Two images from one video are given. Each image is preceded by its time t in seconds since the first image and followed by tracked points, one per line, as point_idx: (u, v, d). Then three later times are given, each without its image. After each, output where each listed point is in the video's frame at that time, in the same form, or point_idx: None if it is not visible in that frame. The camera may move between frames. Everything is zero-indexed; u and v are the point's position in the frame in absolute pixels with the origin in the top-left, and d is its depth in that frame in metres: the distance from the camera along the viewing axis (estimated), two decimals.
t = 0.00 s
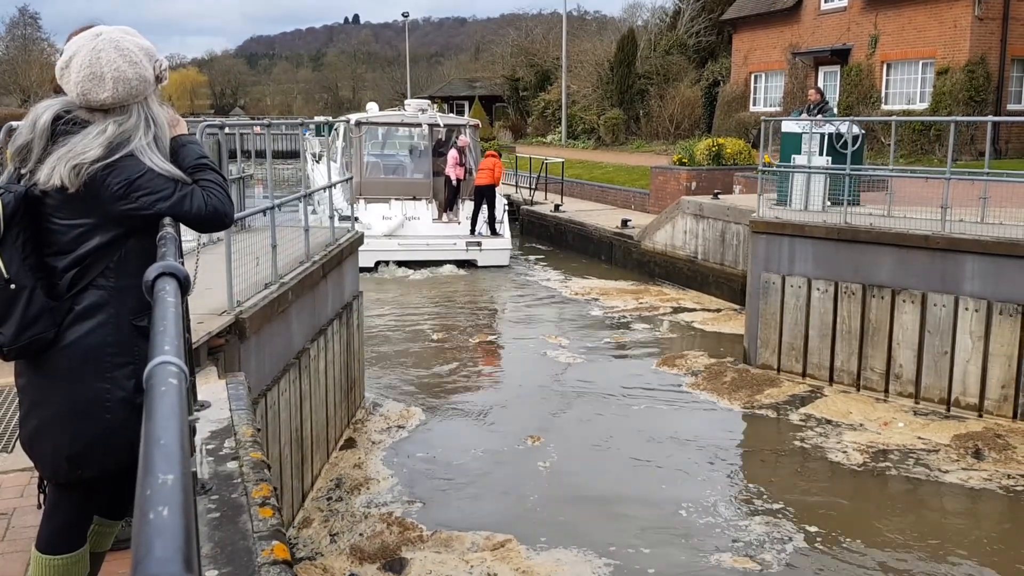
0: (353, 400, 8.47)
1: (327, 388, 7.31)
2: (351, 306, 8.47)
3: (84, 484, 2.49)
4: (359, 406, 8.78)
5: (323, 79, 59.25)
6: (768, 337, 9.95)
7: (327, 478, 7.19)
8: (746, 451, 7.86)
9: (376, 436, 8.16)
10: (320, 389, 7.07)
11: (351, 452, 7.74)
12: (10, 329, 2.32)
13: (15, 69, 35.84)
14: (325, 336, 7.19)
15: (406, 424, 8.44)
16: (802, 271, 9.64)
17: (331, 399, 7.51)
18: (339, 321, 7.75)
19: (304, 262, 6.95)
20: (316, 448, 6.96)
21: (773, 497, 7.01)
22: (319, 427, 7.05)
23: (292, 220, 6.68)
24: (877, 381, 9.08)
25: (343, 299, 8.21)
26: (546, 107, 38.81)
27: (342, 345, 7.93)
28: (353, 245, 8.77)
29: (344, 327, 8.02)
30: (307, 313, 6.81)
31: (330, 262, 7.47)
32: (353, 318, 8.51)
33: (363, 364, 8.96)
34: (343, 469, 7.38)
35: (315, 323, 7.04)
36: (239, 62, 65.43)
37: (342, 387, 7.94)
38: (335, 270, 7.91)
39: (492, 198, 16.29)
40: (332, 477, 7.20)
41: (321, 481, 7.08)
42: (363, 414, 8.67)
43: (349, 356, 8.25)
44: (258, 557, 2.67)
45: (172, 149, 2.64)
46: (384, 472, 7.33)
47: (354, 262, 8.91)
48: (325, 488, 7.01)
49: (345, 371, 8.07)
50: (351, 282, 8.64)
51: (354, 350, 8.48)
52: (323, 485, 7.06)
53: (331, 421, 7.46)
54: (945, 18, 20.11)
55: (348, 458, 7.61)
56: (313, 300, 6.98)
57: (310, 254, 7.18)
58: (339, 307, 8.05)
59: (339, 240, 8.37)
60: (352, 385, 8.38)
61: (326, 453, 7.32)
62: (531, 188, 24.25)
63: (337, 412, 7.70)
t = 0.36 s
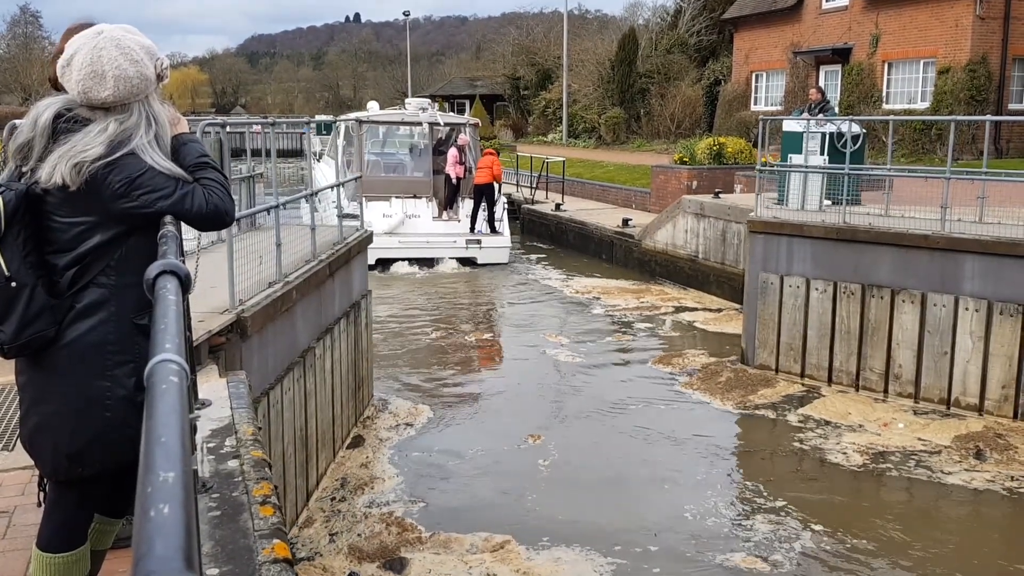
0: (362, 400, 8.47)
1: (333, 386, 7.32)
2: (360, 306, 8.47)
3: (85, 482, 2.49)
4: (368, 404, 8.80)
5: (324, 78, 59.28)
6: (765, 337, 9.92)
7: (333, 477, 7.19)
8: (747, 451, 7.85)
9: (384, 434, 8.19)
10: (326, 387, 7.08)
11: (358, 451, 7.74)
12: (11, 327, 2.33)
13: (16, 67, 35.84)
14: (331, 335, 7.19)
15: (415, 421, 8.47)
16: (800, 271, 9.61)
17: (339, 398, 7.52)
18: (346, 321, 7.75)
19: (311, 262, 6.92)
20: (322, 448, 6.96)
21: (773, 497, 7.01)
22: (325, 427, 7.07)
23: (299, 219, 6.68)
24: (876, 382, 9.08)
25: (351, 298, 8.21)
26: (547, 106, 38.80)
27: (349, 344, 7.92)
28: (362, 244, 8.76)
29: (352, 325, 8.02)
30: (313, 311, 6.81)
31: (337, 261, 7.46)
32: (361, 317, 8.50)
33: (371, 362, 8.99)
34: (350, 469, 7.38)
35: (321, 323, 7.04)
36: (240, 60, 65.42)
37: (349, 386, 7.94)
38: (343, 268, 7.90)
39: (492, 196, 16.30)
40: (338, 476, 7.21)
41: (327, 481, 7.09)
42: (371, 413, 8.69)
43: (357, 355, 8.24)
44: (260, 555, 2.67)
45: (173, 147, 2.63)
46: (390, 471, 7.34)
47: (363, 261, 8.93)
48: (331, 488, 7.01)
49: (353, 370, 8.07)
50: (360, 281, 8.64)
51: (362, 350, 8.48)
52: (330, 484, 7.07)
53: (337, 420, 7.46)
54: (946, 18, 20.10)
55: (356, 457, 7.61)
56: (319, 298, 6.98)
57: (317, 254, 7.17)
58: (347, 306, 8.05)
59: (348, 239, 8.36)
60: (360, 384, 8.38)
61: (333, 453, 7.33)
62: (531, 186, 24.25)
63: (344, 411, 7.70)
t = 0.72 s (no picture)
0: (371, 400, 8.48)
1: (339, 388, 7.31)
2: (368, 308, 8.46)
3: (84, 481, 2.49)
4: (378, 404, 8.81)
5: (325, 79, 59.32)
6: (762, 340, 9.87)
7: (338, 478, 7.19)
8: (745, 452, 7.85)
9: (392, 433, 8.21)
10: (333, 388, 7.09)
11: (364, 453, 7.74)
12: (11, 326, 2.33)
13: (15, 67, 35.88)
14: (338, 336, 7.19)
15: (424, 421, 8.50)
16: (798, 273, 9.58)
17: (346, 399, 7.53)
18: (353, 321, 7.75)
19: (316, 263, 6.92)
20: (327, 449, 6.96)
21: (773, 499, 6.99)
22: (332, 427, 7.07)
23: (304, 220, 6.68)
24: (875, 384, 9.07)
25: (359, 300, 8.20)
26: (548, 106, 38.81)
27: (357, 344, 7.92)
28: (371, 245, 8.76)
29: (359, 326, 8.03)
30: (319, 311, 6.82)
31: (345, 262, 7.46)
32: (370, 318, 8.50)
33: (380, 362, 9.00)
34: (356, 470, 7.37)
35: (327, 324, 7.04)
36: (241, 61, 65.46)
37: (357, 387, 7.94)
38: (351, 269, 7.90)
39: (491, 196, 16.32)
40: (343, 478, 7.21)
41: (332, 482, 7.08)
42: (381, 413, 8.70)
43: (365, 356, 8.24)
44: (259, 555, 2.67)
45: (174, 148, 2.63)
46: (396, 473, 7.33)
47: (373, 263, 8.94)
48: (335, 489, 7.01)
49: (361, 371, 8.07)
50: (368, 282, 8.64)
51: (371, 351, 8.48)
52: (335, 485, 7.07)
53: (343, 422, 7.46)
54: (947, 19, 20.10)
55: (362, 459, 7.60)
56: (325, 299, 6.97)
57: (324, 254, 7.17)
58: (355, 307, 8.05)
59: (357, 240, 8.36)
60: (369, 385, 8.38)
61: (339, 454, 7.32)
62: (532, 187, 24.26)
63: (351, 413, 7.70)
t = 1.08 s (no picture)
0: (378, 400, 8.49)
1: (345, 387, 7.32)
2: (375, 307, 8.47)
3: (83, 479, 2.49)
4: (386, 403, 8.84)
5: (325, 78, 59.34)
6: (760, 340, 9.85)
7: (343, 477, 7.19)
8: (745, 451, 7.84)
9: (400, 430, 8.25)
10: (338, 387, 7.10)
11: (371, 452, 7.73)
12: (10, 324, 2.33)
13: (15, 66, 35.90)
14: (344, 335, 7.20)
15: (433, 418, 8.55)
16: (796, 272, 9.57)
17: (352, 398, 7.54)
18: (360, 321, 7.75)
19: (322, 261, 6.92)
20: (332, 448, 6.97)
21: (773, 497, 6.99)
22: (337, 427, 7.07)
23: (308, 220, 6.68)
24: (874, 384, 9.08)
25: (366, 298, 8.21)
26: (548, 105, 38.82)
27: (364, 343, 7.93)
28: (379, 244, 8.75)
29: (367, 325, 8.04)
30: (324, 310, 6.82)
31: (351, 261, 7.46)
32: (377, 317, 8.52)
33: (388, 360, 9.02)
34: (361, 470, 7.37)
35: (332, 323, 7.04)
36: (241, 60, 65.48)
37: (364, 385, 7.94)
38: (357, 268, 7.90)
39: (490, 194, 16.33)
40: (348, 476, 7.21)
41: (337, 481, 7.08)
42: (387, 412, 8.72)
43: (372, 355, 8.25)
44: (259, 554, 2.67)
45: (174, 146, 2.63)
46: (400, 472, 7.32)
47: (382, 261, 8.96)
48: (341, 487, 7.01)
49: (368, 371, 8.08)
50: (376, 281, 8.65)
51: (378, 349, 8.50)
52: (340, 483, 7.07)
53: (349, 420, 7.46)
54: (947, 18, 20.09)
55: (368, 458, 7.59)
56: (330, 297, 6.98)
57: (330, 253, 7.17)
58: (362, 305, 8.06)
59: (364, 239, 8.36)
60: (376, 384, 8.39)
61: (344, 453, 7.32)
62: (532, 186, 24.28)
63: (358, 412, 7.71)
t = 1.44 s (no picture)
0: (382, 398, 8.50)
1: (348, 386, 7.32)
2: (379, 305, 8.47)
3: (79, 478, 2.49)
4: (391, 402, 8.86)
5: (321, 76, 59.31)
6: (754, 339, 9.85)
7: (345, 476, 7.19)
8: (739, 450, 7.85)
9: (405, 427, 8.29)
10: (340, 386, 7.10)
11: (373, 450, 7.73)
12: (6, 324, 2.33)
13: (10, 63, 35.82)
14: (346, 334, 7.20)
15: (435, 416, 8.56)
16: (790, 271, 9.56)
17: (355, 396, 7.54)
18: (362, 320, 7.74)
19: (324, 260, 6.91)
20: (333, 448, 6.97)
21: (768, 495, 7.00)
22: (339, 425, 7.07)
23: (309, 219, 6.68)
24: (868, 383, 9.08)
25: (371, 296, 8.20)
26: (544, 103, 38.84)
27: (368, 342, 7.93)
28: (383, 243, 8.73)
29: (371, 323, 8.05)
30: (326, 309, 6.82)
31: (354, 260, 7.46)
32: (382, 315, 8.52)
33: (393, 358, 9.04)
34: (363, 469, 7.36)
35: (334, 321, 7.04)
36: (237, 58, 65.38)
37: (367, 383, 7.94)
38: (361, 267, 7.90)
39: (485, 192, 16.33)
40: (349, 476, 7.20)
41: (337, 480, 7.08)
42: (393, 410, 8.74)
43: (376, 353, 8.26)
44: (255, 552, 2.67)
45: (170, 144, 2.63)
46: (401, 471, 7.31)
47: (387, 260, 8.96)
48: (342, 486, 7.00)
49: (372, 369, 8.08)
50: (382, 280, 8.65)
51: (383, 347, 8.50)
52: (341, 482, 7.07)
53: (352, 419, 7.46)
54: (943, 16, 20.13)
55: (371, 457, 7.58)
56: (333, 296, 6.97)
57: (332, 252, 7.17)
58: (366, 304, 8.06)
59: (367, 237, 8.34)
60: (380, 382, 8.40)
61: (346, 452, 7.31)
62: (529, 185, 24.31)
63: (360, 411, 7.71)
